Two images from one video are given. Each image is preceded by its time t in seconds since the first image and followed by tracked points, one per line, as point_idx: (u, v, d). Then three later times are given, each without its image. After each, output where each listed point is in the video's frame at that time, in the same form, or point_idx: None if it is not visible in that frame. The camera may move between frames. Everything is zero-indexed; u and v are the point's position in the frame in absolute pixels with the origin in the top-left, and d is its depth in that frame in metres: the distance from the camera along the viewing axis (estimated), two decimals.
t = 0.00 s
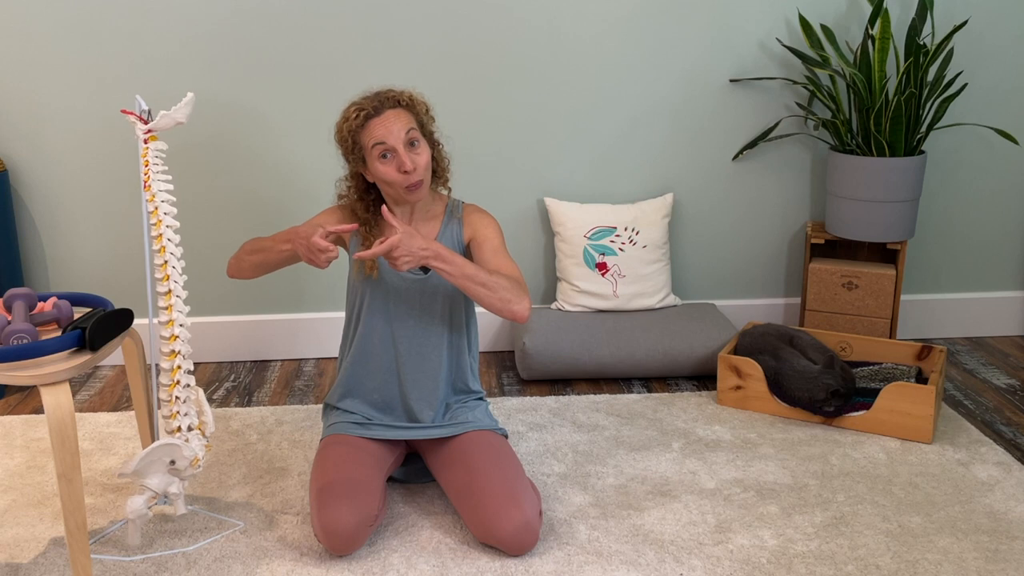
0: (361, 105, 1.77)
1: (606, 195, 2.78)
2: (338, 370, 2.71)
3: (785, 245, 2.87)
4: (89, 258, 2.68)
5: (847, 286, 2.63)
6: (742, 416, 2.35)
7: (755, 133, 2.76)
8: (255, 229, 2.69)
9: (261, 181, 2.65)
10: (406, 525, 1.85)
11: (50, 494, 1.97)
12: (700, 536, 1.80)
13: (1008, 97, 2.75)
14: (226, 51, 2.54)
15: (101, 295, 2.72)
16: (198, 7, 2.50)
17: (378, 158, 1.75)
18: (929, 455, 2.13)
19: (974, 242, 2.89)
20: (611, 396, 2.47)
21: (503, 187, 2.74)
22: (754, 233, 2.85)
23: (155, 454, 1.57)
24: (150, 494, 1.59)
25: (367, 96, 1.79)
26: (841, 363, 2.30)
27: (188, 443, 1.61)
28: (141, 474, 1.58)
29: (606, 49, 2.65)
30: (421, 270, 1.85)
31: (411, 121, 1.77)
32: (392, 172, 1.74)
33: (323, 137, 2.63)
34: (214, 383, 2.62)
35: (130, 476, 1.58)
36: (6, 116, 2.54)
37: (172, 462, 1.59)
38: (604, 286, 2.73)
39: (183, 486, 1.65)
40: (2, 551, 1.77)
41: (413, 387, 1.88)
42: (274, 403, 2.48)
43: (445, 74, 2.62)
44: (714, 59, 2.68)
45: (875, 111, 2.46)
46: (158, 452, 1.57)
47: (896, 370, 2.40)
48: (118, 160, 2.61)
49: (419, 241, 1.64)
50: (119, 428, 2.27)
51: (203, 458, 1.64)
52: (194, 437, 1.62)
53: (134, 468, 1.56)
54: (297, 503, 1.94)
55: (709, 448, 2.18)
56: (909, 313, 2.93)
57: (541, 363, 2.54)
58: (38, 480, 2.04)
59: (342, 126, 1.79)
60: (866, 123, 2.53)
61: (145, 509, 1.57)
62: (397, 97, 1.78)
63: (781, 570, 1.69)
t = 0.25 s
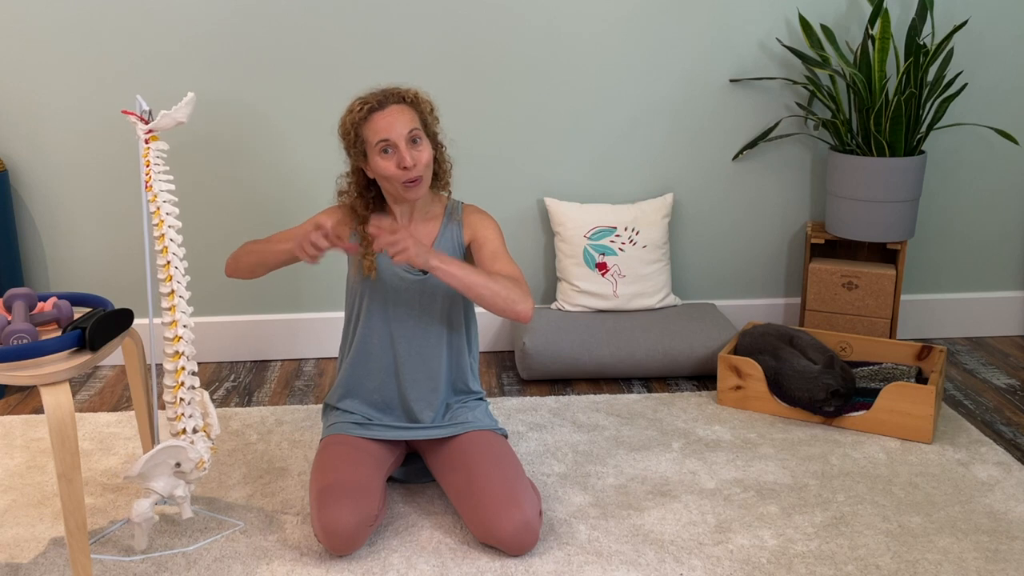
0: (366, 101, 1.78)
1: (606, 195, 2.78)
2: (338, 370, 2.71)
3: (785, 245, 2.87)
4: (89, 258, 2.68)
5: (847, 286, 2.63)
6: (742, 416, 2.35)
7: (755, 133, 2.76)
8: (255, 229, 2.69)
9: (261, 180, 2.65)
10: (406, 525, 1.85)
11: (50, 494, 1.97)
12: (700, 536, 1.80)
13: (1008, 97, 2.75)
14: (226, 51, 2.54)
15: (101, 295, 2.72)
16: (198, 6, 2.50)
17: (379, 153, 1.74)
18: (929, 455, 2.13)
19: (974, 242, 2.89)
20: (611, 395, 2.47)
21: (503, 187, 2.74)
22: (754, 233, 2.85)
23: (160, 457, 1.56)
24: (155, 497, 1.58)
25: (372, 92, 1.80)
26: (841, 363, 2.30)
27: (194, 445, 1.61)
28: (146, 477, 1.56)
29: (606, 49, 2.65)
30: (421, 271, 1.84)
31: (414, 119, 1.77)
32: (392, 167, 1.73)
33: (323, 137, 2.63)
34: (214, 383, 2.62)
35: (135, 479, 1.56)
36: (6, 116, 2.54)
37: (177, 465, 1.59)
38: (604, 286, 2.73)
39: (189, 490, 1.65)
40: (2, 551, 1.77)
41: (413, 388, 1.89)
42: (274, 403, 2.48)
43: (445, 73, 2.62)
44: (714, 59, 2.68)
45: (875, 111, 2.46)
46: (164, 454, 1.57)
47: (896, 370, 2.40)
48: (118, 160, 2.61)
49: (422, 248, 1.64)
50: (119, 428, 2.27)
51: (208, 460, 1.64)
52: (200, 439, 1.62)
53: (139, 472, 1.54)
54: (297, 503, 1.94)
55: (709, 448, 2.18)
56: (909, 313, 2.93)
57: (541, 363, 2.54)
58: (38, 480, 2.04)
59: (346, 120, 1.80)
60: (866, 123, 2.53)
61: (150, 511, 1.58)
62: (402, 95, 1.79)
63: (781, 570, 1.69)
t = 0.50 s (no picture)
0: (369, 99, 1.78)
1: (606, 195, 2.78)
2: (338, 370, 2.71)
3: (785, 245, 2.87)
4: (89, 258, 2.68)
5: (847, 286, 2.63)
6: (742, 416, 2.35)
7: (755, 134, 2.76)
8: (255, 229, 2.69)
9: (261, 181, 2.65)
10: (406, 525, 1.85)
11: (50, 494, 1.97)
12: (700, 536, 1.80)
13: (1008, 96, 2.75)
14: (226, 51, 2.54)
15: (101, 295, 2.72)
16: (198, 6, 2.50)
17: (380, 151, 1.74)
18: (929, 455, 2.13)
19: (974, 242, 2.89)
20: (611, 396, 2.47)
21: (503, 187, 2.74)
22: (754, 233, 2.85)
23: (162, 458, 1.56)
24: (157, 499, 1.59)
25: (375, 91, 1.80)
26: (841, 363, 2.30)
27: (195, 446, 1.61)
28: (146, 478, 1.56)
29: (606, 49, 2.65)
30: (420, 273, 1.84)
31: (416, 119, 1.77)
32: (392, 167, 1.73)
33: (323, 137, 2.63)
34: (214, 383, 2.62)
35: (136, 481, 1.56)
36: (6, 116, 2.54)
37: (178, 466, 1.59)
38: (604, 286, 2.73)
39: (190, 491, 1.65)
40: (2, 551, 1.77)
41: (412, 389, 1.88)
42: (274, 403, 2.48)
43: (445, 73, 2.62)
44: (714, 59, 2.68)
45: (875, 111, 2.46)
46: (165, 455, 1.57)
47: (896, 370, 2.40)
48: (118, 160, 2.61)
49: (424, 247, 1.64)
50: (119, 428, 2.27)
51: (209, 462, 1.64)
52: (200, 441, 1.62)
53: (140, 473, 1.54)
54: (297, 503, 1.95)
55: (709, 448, 2.18)
56: (909, 313, 2.93)
57: (541, 363, 2.54)
58: (38, 480, 2.04)
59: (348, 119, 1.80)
60: (866, 123, 2.53)
61: (152, 513, 1.58)
62: (404, 94, 1.79)
63: (781, 570, 1.69)
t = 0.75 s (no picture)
0: (383, 91, 1.78)
1: (606, 195, 2.78)
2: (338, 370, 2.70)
3: (785, 245, 2.87)
4: (88, 258, 2.68)
5: (847, 286, 2.63)
6: (742, 416, 2.35)
7: (755, 134, 2.76)
8: (255, 229, 2.69)
9: (261, 180, 2.65)
10: (407, 525, 1.85)
11: (50, 494, 1.97)
12: (700, 536, 1.80)
13: (1008, 96, 2.75)
14: (226, 51, 2.54)
15: (100, 295, 2.72)
16: (198, 6, 2.50)
17: (382, 147, 1.75)
18: (929, 455, 2.13)
19: (974, 242, 2.89)
20: (611, 395, 2.47)
21: (503, 187, 2.74)
22: (754, 233, 2.85)
23: (159, 458, 1.56)
24: (153, 498, 1.59)
25: (392, 85, 1.80)
26: (841, 363, 2.30)
27: (192, 446, 1.61)
28: (143, 478, 1.57)
29: (606, 49, 2.65)
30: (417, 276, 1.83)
31: (425, 120, 1.77)
32: (389, 161, 1.73)
33: (323, 137, 2.63)
34: (214, 383, 2.62)
35: (133, 480, 1.57)
36: (5, 116, 2.54)
37: (174, 466, 1.59)
38: (604, 286, 2.73)
39: (187, 491, 1.65)
40: (2, 551, 1.76)
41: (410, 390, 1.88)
42: (274, 403, 2.48)
43: (444, 73, 2.62)
44: (714, 59, 2.68)
45: (875, 111, 2.46)
46: (162, 455, 1.57)
47: (896, 370, 2.40)
48: (118, 160, 2.61)
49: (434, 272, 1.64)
50: (119, 428, 2.27)
51: (206, 461, 1.64)
52: (198, 441, 1.62)
53: (138, 472, 1.55)
54: (297, 503, 1.94)
55: (709, 448, 2.18)
56: (909, 313, 2.93)
57: (541, 363, 2.54)
58: (38, 480, 2.04)
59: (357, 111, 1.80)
60: (866, 123, 2.53)
61: (148, 512, 1.58)
62: (419, 94, 1.79)
63: (781, 570, 1.69)
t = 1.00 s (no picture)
0: (388, 89, 1.81)
1: (607, 195, 2.78)
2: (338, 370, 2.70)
3: (785, 245, 2.87)
4: (89, 258, 2.68)
5: (847, 286, 2.63)
6: (742, 416, 2.35)
7: (755, 134, 2.76)
8: (256, 229, 2.69)
9: (261, 180, 2.65)
10: (407, 525, 1.85)
11: (50, 494, 1.97)
12: (700, 536, 1.80)
13: (1008, 96, 2.75)
14: (226, 51, 2.54)
15: (101, 295, 2.72)
16: (198, 7, 2.50)
17: (377, 139, 1.76)
18: (929, 455, 2.13)
19: (974, 242, 2.89)
20: (611, 396, 2.47)
21: (503, 187, 2.74)
22: (754, 233, 2.85)
23: (154, 456, 1.57)
24: (148, 496, 1.58)
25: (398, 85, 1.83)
26: (841, 363, 2.30)
27: (187, 444, 1.61)
28: (138, 475, 1.57)
29: (606, 49, 2.65)
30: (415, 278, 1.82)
31: (423, 118, 1.77)
32: (380, 152, 1.74)
33: (324, 137, 2.63)
34: (214, 383, 2.62)
35: (127, 478, 1.57)
36: (6, 116, 2.54)
37: (169, 464, 1.59)
38: (604, 286, 2.73)
39: (181, 488, 1.65)
40: (2, 551, 1.77)
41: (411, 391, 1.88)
42: (274, 403, 2.48)
43: (444, 73, 2.62)
44: (714, 59, 2.68)
45: (875, 111, 2.46)
46: (158, 453, 1.57)
47: (897, 370, 2.40)
48: (118, 160, 2.61)
49: (438, 296, 1.62)
50: (119, 428, 2.27)
51: (201, 459, 1.64)
52: (193, 439, 1.62)
53: (133, 470, 1.55)
54: (297, 503, 1.95)
55: (709, 448, 2.18)
56: (909, 313, 2.93)
57: (541, 363, 2.54)
58: (38, 480, 2.04)
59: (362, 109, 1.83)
60: (866, 123, 2.53)
61: (142, 510, 1.57)
62: (422, 95, 1.80)
63: (781, 570, 1.69)
